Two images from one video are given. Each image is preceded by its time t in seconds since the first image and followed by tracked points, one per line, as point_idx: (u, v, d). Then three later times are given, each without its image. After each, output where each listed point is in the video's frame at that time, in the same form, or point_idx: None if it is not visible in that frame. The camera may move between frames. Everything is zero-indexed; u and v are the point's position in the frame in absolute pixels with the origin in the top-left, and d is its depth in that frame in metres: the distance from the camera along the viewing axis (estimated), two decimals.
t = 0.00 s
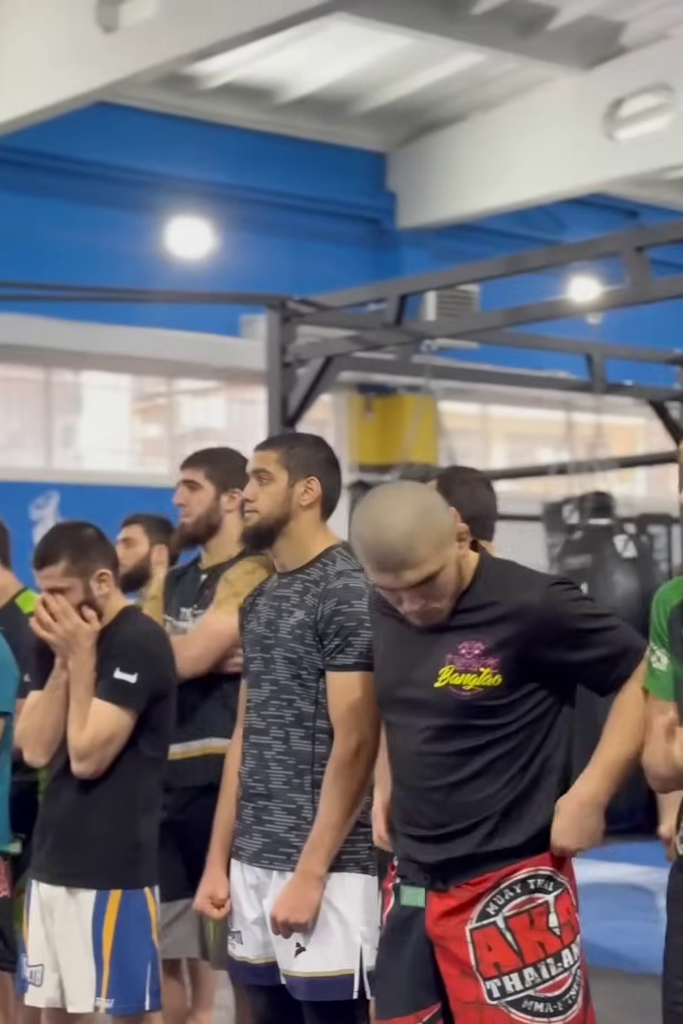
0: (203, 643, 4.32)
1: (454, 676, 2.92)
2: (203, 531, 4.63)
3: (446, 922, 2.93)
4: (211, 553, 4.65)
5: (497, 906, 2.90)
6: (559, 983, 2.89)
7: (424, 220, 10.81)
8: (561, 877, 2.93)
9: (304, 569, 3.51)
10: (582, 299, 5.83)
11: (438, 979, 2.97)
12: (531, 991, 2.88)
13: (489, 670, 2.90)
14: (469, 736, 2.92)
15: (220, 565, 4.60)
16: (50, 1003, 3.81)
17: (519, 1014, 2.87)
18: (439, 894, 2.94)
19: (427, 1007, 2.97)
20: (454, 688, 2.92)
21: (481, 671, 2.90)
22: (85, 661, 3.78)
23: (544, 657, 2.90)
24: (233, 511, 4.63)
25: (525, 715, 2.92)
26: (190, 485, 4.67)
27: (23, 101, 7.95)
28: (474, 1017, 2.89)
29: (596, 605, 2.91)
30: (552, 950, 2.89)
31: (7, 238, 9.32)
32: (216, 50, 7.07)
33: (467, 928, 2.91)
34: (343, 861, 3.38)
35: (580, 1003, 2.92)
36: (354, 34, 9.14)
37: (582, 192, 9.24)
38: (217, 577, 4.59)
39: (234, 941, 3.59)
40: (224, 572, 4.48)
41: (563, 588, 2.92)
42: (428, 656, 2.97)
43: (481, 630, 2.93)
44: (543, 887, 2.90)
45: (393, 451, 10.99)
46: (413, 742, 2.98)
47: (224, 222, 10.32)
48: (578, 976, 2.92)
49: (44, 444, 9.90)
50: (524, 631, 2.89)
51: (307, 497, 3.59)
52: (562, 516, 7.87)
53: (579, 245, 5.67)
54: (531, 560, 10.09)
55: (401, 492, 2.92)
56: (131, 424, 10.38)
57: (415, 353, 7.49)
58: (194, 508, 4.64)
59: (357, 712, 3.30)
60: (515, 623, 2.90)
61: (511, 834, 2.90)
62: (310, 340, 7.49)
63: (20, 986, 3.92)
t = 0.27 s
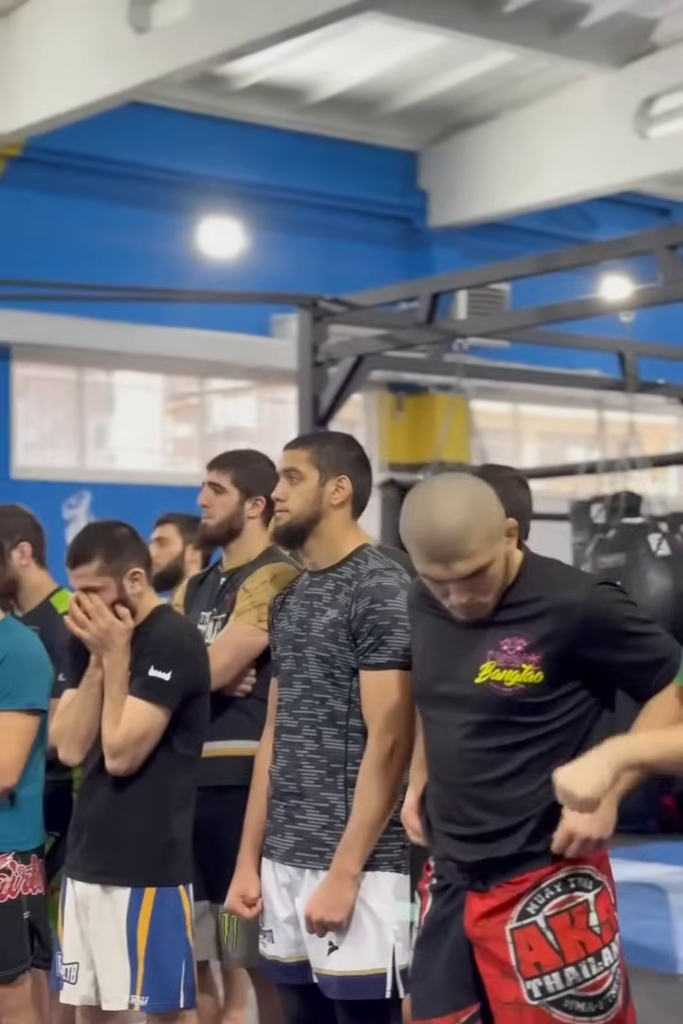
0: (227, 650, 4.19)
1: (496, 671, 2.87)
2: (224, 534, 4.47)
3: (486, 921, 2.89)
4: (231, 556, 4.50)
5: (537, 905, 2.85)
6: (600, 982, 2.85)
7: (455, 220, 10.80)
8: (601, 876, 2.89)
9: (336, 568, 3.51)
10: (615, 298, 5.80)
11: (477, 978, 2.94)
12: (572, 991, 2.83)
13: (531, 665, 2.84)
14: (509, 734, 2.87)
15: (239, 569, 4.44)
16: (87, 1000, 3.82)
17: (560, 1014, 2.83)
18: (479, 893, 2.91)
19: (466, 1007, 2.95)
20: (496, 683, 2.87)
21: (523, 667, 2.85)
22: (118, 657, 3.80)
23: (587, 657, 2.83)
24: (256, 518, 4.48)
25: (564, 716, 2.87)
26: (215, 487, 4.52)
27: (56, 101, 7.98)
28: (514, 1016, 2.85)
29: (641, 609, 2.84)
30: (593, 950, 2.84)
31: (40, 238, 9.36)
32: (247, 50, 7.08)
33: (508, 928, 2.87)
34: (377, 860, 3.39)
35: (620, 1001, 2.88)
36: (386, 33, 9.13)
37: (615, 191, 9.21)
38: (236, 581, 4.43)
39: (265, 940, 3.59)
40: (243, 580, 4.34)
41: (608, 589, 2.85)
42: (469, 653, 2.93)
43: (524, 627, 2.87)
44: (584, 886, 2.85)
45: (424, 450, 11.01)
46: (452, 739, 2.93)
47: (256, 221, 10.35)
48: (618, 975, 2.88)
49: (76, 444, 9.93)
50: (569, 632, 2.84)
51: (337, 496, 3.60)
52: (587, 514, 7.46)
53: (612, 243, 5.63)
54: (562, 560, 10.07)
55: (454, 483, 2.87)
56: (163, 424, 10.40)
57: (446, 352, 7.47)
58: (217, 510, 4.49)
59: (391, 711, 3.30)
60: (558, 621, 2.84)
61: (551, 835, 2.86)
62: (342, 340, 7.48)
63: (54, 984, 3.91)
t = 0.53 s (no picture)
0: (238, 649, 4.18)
1: (521, 670, 2.86)
2: (233, 534, 4.44)
3: (514, 924, 2.88)
4: (241, 556, 4.46)
5: (565, 906, 2.85)
6: (629, 982, 2.86)
7: (480, 218, 10.79)
8: (629, 876, 2.89)
9: (361, 567, 3.51)
10: (641, 295, 5.78)
11: (505, 978, 2.94)
12: (602, 991, 2.84)
13: (556, 665, 2.84)
14: (533, 738, 2.85)
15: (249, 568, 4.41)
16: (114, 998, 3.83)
17: (589, 1014, 2.83)
18: (506, 896, 2.90)
19: (494, 1008, 2.94)
20: (521, 682, 2.86)
21: (548, 667, 2.84)
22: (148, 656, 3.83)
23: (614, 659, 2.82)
24: (266, 518, 4.46)
25: (589, 726, 2.85)
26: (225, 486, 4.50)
27: (82, 100, 8.00)
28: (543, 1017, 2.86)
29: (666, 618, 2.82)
30: (621, 950, 2.85)
31: (65, 237, 9.38)
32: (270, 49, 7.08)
33: (536, 930, 2.87)
34: (401, 860, 3.37)
35: (649, 1001, 2.89)
36: (411, 31, 9.12)
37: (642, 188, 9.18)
38: (247, 580, 4.38)
39: (289, 938, 3.58)
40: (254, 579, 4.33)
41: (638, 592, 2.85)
42: (495, 651, 2.91)
43: (549, 627, 2.87)
44: (611, 886, 2.86)
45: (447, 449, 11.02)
46: (478, 739, 2.91)
47: (279, 220, 10.36)
48: (647, 975, 2.89)
49: (101, 444, 9.95)
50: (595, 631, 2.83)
51: (362, 495, 3.59)
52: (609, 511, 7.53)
53: (637, 241, 5.61)
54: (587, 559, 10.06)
55: (507, 469, 2.93)
56: (187, 423, 10.42)
57: (469, 351, 7.47)
58: (227, 509, 4.47)
59: (415, 711, 3.29)
60: (586, 621, 2.83)
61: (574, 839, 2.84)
62: (366, 338, 7.48)
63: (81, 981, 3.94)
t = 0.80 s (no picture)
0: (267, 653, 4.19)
1: (543, 656, 2.85)
2: (247, 533, 4.48)
3: (543, 926, 2.86)
4: (259, 556, 4.49)
5: (595, 910, 2.83)
6: (662, 982, 2.84)
7: (511, 215, 10.78)
8: (658, 875, 2.86)
9: (393, 563, 3.49)
10: (673, 292, 5.75)
11: (539, 979, 2.91)
12: (634, 993, 2.82)
13: (577, 652, 2.82)
14: (554, 734, 2.84)
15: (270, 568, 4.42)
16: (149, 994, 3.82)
17: (623, 1017, 2.82)
18: (536, 898, 2.87)
19: (531, 1008, 2.92)
20: (543, 667, 2.85)
21: (570, 653, 2.82)
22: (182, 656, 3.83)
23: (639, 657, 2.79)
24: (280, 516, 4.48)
25: (607, 724, 2.84)
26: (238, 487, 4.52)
27: (113, 98, 8.02)
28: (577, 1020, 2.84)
29: None
30: (653, 951, 2.83)
31: (96, 235, 9.40)
32: (302, 48, 7.08)
33: (567, 934, 2.84)
34: (430, 857, 3.35)
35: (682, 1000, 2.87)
36: (443, 27, 9.10)
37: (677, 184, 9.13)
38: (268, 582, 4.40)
39: (321, 935, 3.57)
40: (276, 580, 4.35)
41: (666, 591, 2.84)
42: (522, 637, 2.91)
43: (576, 614, 2.85)
44: (640, 886, 2.83)
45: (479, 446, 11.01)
46: (504, 733, 2.90)
47: (311, 217, 10.37)
48: (679, 974, 2.87)
49: (132, 442, 9.98)
50: (619, 615, 2.81)
51: (386, 493, 3.54)
52: (635, 508, 7.38)
53: (669, 237, 5.58)
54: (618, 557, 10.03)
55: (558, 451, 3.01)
56: (219, 421, 10.44)
57: (502, 347, 7.45)
58: (241, 509, 4.51)
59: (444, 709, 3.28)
60: (609, 611, 2.82)
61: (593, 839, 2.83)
62: (397, 336, 7.48)
63: (117, 980, 3.92)
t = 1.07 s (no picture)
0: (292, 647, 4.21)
1: (563, 645, 2.87)
2: (274, 531, 4.47)
3: (564, 926, 2.87)
4: (284, 554, 4.51)
5: (614, 911, 2.84)
6: None
7: (537, 213, 10.80)
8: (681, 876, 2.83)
9: (423, 561, 3.48)
10: None
11: (560, 978, 2.93)
12: (654, 996, 2.82)
13: (595, 640, 2.83)
14: (574, 728, 2.83)
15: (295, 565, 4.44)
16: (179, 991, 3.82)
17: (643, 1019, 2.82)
18: (557, 898, 2.89)
19: (551, 1008, 2.93)
20: (561, 656, 2.86)
21: (588, 641, 2.83)
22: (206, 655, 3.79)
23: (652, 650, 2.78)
24: (305, 514, 4.48)
25: (626, 720, 2.82)
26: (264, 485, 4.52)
27: (141, 98, 8.02)
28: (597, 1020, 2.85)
29: None
30: (673, 952, 2.82)
31: (124, 235, 9.43)
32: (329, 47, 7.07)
33: (587, 934, 2.85)
34: (459, 855, 3.34)
35: None
36: (469, 25, 9.08)
37: None
38: (293, 578, 4.42)
39: (346, 933, 3.56)
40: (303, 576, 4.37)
41: None
42: (546, 627, 2.93)
43: (596, 602, 2.87)
44: (660, 887, 2.82)
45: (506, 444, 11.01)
46: (525, 725, 2.90)
47: (337, 215, 10.39)
48: None
49: (159, 440, 10.05)
50: (638, 603, 2.81)
51: (415, 490, 3.51)
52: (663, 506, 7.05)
53: None
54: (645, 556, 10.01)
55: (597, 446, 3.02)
56: (245, 420, 10.50)
57: (528, 345, 7.45)
58: (266, 507, 4.50)
59: (475, 707, 3.26)
60: (629, 601, 2.82)
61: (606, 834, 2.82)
62: (425, 334, 7.48)
63: (146, 975, 3.93)
